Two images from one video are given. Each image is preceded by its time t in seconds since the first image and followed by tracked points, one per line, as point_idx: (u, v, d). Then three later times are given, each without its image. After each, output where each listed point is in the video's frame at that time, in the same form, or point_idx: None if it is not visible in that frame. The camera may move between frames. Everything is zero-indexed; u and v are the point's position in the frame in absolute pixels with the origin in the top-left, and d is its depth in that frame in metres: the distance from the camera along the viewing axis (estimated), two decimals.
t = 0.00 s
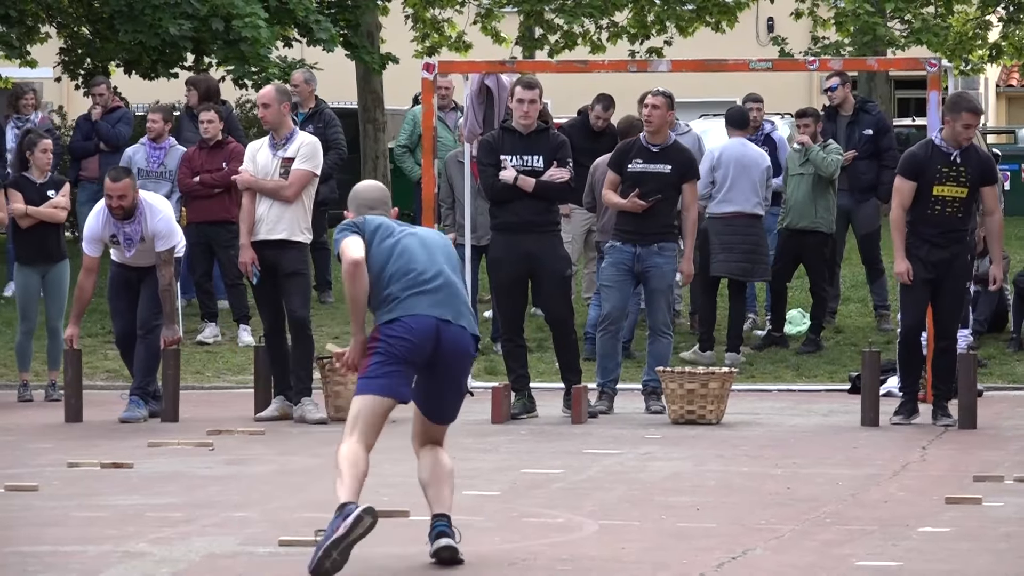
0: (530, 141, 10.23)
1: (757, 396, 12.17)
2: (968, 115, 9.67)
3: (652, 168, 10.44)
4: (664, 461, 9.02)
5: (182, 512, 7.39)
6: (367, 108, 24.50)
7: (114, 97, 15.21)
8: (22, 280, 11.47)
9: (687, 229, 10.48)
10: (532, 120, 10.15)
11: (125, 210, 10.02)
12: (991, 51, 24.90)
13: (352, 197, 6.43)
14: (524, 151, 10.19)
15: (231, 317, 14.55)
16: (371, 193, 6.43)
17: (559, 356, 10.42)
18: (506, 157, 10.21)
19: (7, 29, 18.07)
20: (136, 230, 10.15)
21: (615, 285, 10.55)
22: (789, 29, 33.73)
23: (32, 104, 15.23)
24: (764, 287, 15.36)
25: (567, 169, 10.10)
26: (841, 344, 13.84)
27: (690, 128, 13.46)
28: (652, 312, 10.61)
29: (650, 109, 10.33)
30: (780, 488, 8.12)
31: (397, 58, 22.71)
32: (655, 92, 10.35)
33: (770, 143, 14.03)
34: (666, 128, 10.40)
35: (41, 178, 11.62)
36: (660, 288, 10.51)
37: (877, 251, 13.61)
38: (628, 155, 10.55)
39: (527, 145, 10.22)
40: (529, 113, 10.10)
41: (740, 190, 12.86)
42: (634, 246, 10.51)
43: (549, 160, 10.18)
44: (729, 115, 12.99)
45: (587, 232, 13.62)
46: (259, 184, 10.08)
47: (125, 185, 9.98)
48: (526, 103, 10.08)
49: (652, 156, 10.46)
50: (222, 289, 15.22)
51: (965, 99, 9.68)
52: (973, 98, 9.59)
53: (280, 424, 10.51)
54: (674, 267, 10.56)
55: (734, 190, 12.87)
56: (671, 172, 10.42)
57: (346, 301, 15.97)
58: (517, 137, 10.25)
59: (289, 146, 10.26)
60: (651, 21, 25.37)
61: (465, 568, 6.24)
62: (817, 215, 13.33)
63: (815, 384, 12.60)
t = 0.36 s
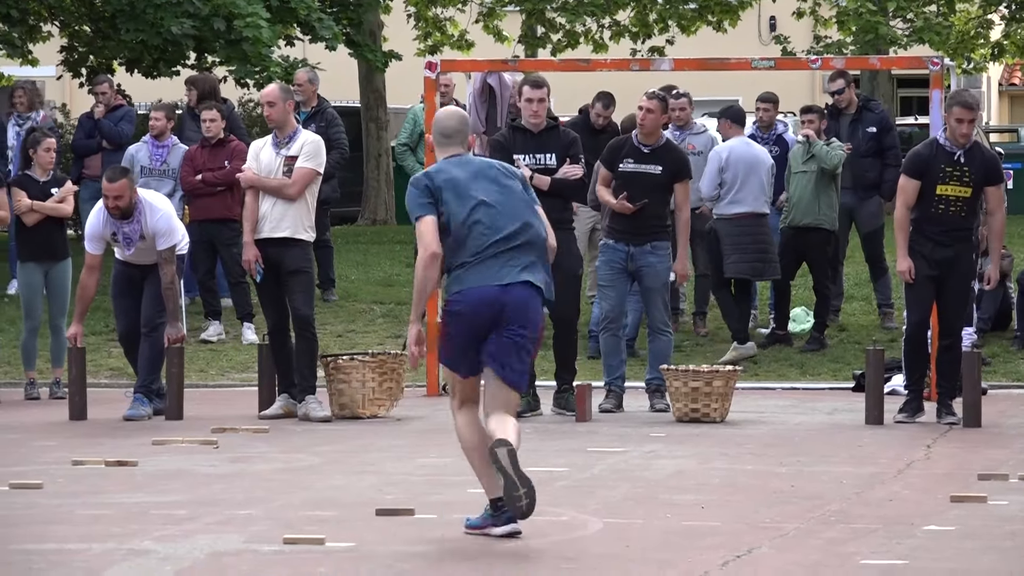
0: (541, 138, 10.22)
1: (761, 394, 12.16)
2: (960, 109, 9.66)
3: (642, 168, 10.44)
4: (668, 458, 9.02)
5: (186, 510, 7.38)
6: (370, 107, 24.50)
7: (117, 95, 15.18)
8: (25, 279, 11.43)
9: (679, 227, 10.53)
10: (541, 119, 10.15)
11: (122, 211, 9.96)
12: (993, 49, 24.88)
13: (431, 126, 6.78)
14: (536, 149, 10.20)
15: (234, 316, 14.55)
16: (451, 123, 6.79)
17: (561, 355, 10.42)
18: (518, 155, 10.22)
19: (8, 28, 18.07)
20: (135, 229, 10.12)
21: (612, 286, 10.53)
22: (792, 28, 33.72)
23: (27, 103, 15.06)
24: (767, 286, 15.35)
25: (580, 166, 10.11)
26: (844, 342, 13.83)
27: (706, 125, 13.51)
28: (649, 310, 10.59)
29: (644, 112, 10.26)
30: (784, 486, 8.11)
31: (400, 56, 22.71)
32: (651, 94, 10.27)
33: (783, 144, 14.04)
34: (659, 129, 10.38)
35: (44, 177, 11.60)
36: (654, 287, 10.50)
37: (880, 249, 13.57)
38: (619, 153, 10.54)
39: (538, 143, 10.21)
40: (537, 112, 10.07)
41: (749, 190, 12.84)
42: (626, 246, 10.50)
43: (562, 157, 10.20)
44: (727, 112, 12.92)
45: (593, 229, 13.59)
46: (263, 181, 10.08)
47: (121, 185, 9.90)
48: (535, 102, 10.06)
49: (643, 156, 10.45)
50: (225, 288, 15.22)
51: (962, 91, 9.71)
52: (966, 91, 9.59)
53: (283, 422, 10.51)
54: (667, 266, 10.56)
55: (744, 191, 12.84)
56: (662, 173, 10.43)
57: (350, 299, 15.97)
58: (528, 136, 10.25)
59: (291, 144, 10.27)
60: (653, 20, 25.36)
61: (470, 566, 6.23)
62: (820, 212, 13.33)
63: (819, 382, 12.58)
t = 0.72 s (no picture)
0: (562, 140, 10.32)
1: (761, 396, 12.16)
2: (946, 107, 9.70)
3: (633, 174, 10.45)
4: (668, 460, 9.02)
5: (186, 512, 7.39)
6: (371, 108, 24.50)
7: (118, 96, 15.19)
8: (25, 280, 11.47)
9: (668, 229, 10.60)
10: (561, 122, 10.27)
11: (117, 214, 9.97)
12: (994, 50, 24.86)
13: (539, 101, 7.17)
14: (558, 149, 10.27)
15: (235, 318, 14.55)
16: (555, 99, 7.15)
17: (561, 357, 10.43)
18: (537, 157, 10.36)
19: (9, 30, 18.09)
20: (131, 231, 10.12)
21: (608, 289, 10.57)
22: (793, 29, 33.72)
23: (29, 104, 15.13)
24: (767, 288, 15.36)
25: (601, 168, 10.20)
26: (844, 343, 13.83)
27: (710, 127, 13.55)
28: (647, 312, 10.61)
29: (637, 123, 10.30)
30: (784, 487, 8.12)
31: (402, 57, 22.71)
32: (644, 104, 10.34)
33: (776, 144, 13.99)
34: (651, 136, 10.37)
35: (45, 179, 11.59)
36: (647, 288, 10.52)
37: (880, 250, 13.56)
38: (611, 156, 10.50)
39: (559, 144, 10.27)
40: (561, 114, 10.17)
41: (754, 195, 12.87)
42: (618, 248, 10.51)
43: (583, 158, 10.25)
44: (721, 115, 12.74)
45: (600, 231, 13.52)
46: (264, 183, 10.09)
47: (116, 191, 9.92)
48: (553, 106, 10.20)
49: (636, 163, 10.44)
50: (226, 289, 15.23)
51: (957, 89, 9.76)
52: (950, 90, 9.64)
53: (284, 423, 10.51)
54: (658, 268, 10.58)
55: (747, 198, 12.87)
56: (653, 180, 10.44)
57: (351, 300, 15.98)
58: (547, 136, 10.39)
59: (293, 146, 10.28)
60: (654, 21, 25.35)
61: (470, 568, 6.24)
62: (821, 212, 13.35)
63: (819, 383, 12.59)
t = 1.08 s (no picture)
0: (569, 141, 10.27)
1: (762, 397, 12.16)
2: (942, 106, 9.72)
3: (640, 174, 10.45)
4: (669, 461, 9.02)
5: (186, 513, 7.38)
6: (371, 108, 24.50)
7: (118, 96, 15.17)
8: (31, 281, 11.44)
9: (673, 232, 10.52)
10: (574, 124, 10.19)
11: (119, 213, 9.96)
12: (995, 51, 24.84)
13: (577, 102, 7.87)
14: (566, 150, 10.22)
15: (235, 319, 14.55)
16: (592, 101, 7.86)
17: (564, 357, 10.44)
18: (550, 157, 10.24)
19: (9, 31, 18.08)
20: (131, 231, 10.11)
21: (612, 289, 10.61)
22: (794, 29, 33.71)
23: (28, 105, 15.11)
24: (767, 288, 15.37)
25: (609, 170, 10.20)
26: (845, 344, 13.84)
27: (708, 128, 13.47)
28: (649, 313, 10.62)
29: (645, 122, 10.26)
30: (784, 488, 8.12)
31: (401, 58, 22.69)
32: (653, 105, 10.29)
33: (768, 144, 14.04)
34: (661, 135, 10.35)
35: (49, 179, 11.60)
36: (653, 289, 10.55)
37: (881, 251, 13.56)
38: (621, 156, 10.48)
39: (567, 145, 10.24)
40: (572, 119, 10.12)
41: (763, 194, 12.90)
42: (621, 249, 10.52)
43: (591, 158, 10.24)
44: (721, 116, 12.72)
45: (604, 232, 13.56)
46: (264, 184, 10.08)
47: (120, 188, 9.93)
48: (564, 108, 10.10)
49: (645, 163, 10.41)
50: (226, 290, 15.23)
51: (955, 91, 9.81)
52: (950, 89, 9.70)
53: (284, 424, 10.51)
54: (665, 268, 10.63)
55: (756, 198, 12.88)
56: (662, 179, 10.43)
57: (351, 301, 15.98)
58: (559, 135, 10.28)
59: (294, 146, 10.28)
60: (654, 22, 25.32)
61: (472, 570, 6.24)
62: (822, 212, 13.35)
63: (820, 384, 12.59)
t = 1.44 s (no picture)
0: (569, 143, 10.24)
1: (762, 397, 12.17)
2: (945, 106, 9.73)
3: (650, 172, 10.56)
4: (669, 461, 9.03)
5: (187, 513, 7.39)
6: (371, 108, 24.51)
7: (120, 96, 15.18)
8: (30, 282, 11.44)
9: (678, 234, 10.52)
10: (577, 127, 10.16)
11: (120, 213, 9.97)
12: (996, 51, 24.81)
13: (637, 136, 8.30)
14: (565, 152, 10.20)
15: (235, 319, 14.56)
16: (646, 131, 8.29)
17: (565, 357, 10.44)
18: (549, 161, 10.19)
19: (11, 32, 18.12)
20: (133, 232, 10.10)
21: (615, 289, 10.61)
22: (795, 30, 33.72)
23: (29, 105, 15.14)
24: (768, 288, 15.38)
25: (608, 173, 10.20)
26: (845, 344, 13.85)
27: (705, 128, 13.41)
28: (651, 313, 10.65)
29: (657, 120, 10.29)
30: (785, 488, 8.12)
31: (402, 59, 22.69)
32: (662, 101, 10.29)
33: (768, 143, 14.06)
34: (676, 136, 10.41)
35: (48, 180, 11.62)
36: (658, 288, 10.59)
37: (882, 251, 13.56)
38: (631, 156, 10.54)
39: (567, 148, 10.23)
40: (578, 120, 10.11)
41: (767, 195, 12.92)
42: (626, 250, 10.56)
43: (589, 161, 10.25)
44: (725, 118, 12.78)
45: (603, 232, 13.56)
46: (266, 183, 10.09)
47: (121, 188, 9.92)
48: (580, 109, 10.06)
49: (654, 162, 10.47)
50: (227, 290, 15.24)
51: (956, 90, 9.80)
52: (949, 91, 9.69)
53: (285, 424, 10.51)
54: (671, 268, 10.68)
55: (761, 198, 12.91)
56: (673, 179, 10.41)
57: (352, 301, 15.98)
58: (556, 138, 10.24)
59: (295, 146, 10.27)
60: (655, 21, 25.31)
61: (472, 570, 6.25)
62: (823, 212, 13.36)
63: (820, 384, 12.60)
